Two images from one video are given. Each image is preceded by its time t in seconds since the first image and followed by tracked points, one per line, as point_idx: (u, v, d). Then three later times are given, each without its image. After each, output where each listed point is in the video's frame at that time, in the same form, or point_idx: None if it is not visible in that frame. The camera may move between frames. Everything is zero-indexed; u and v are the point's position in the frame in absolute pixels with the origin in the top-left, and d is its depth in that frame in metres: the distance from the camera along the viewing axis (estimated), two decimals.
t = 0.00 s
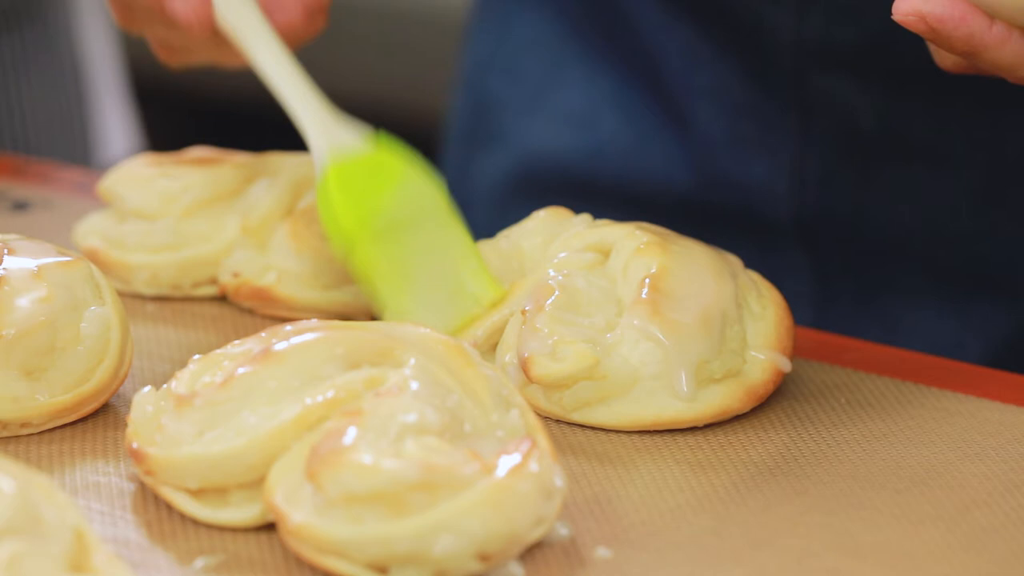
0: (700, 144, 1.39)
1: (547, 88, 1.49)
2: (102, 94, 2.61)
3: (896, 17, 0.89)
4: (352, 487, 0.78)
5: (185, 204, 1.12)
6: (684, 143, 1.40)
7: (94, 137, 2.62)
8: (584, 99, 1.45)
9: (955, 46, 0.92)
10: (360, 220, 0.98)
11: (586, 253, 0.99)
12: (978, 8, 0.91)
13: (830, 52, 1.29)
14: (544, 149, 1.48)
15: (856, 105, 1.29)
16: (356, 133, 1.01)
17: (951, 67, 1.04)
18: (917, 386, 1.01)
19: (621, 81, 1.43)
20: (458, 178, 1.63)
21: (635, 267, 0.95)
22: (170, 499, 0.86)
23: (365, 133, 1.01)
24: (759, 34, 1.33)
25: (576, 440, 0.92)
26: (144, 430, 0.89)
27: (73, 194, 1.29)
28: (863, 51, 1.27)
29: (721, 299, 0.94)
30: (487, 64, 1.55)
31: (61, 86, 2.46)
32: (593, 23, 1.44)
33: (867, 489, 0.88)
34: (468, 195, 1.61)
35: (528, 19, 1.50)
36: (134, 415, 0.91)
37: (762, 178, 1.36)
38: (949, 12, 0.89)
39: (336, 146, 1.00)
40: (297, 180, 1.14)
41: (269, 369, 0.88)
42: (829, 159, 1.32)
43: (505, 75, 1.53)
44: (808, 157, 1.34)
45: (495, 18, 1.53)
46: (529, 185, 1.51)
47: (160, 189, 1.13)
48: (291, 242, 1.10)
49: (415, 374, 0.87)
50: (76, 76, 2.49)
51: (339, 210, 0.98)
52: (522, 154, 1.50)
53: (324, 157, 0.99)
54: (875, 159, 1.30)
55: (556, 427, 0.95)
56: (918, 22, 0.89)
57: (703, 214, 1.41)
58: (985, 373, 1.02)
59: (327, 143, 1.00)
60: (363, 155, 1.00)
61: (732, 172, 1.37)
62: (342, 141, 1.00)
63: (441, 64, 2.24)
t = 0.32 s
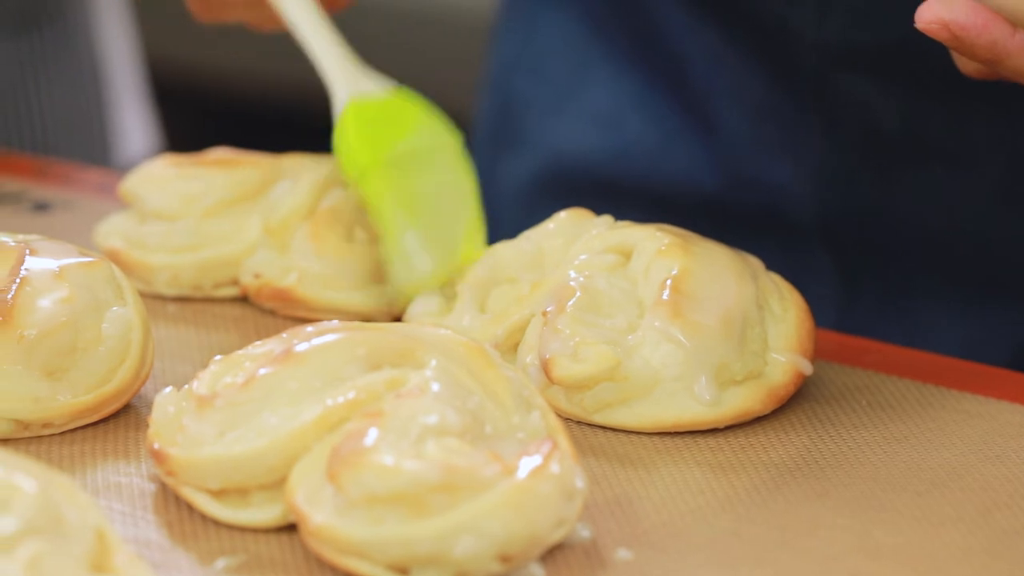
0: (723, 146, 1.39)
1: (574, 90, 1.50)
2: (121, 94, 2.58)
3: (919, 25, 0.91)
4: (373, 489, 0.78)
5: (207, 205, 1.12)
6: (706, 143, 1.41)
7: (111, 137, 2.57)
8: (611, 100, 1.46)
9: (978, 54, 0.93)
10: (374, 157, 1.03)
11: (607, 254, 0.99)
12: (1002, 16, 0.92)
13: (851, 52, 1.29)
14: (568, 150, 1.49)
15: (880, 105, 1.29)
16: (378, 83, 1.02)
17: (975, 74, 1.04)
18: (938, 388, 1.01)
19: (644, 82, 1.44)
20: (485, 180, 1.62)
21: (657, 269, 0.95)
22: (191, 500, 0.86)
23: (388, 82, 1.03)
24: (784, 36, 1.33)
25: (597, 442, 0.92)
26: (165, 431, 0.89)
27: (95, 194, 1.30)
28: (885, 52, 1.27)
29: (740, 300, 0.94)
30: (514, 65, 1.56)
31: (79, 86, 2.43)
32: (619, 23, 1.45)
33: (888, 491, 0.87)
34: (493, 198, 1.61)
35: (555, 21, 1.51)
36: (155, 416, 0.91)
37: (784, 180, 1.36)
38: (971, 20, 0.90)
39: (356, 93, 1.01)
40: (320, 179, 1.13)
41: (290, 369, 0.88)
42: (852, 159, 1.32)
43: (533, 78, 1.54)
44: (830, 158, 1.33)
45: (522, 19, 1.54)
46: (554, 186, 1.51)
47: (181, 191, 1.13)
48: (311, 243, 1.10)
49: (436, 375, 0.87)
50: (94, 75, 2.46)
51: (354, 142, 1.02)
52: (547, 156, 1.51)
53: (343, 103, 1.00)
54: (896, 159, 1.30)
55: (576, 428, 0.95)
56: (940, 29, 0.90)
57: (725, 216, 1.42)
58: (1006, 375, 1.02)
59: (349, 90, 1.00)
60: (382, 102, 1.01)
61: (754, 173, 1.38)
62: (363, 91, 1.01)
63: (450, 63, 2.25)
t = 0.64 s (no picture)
0: (751, 146, 1.40)
1: (604, 92, 1.50)
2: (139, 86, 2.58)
3: (940, 29, 0.94)
4: (397, 492, 0.78)
5: (231, 209, 1.12)
6: (737, 144, 1.41)
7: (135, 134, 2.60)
8: (641, 101, 1.47)
9: (1000, 59, 0.94)
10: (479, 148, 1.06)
11: (631, 258, 0.99)
12: None
13: (872, 52, 1.31)
14: (601, 153, 1.50)
15: (905, 105, 1.31)
16: (485, 71, 1.08)
17: (996, 77, 1.06)
18: (960, 391, 1.01)
19: (675, 82, 1.44)
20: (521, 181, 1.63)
21: (681, 273, 0.95)
22: (214, 503, 0.86)
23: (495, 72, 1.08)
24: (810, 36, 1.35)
25: (620, 445, 0.92)
26: (189, 433, 0.89)
27: (117, 196, 1.30)
28: (908, 53, 1.29)
29: (763, 304, 0.94)
30: (545, 67, 1.55)
31: (97, 82, 2.55)
32: (648, 25, 1.45)
33: (911, 495, 0.87)
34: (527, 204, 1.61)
35: (586, 21, 1.50)
36: (179, 418, 0.91)
37: (812, 180, 1.37)
38: (991, 24, 0.93)
39: (466, 84, 1.06)
40: (342, 183, 1.12)
41: (314, 373, 0.88)
42: (880, 158, 1.33)
43: (568, 81, 1.54)
44: (857, 160, 1.34)
45: (555, 21, 1.54)
46: (585, 190, 1.51)
47: (204, 193, 1.13)
48: (334, 247, 1.10)
49: (460, 379, 0.87)
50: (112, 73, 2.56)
51: (464, 142, 1.06)
52: (581, 161, 1.51)
53: (453, 92, 1.06)
54: (919, 160, 1.31)
55: (598, 432, 0.95)
56: (961, 34, 0.94)
57: (753, 219, 1.42)
58: None
59: (459, 77, 1.06)
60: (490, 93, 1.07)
61: (784, 173, 1.38)
62: (473, 79, 1.07)
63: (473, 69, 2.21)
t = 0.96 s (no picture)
0: (786, 150, 1.41)
1: (642, 94, 1.53)
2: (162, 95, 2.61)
3: (964, 28, 0.95)
4: (420, 495, 0.78)
5: (256, 212, 1.12)
6: (771, 147, 1.42)
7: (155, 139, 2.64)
8: (678, 104, 1.48)
9: None
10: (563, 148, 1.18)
11: (655, 262, 0.99)
12: None
13: (906, 55, 1.32)
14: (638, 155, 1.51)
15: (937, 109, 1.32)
16: (561, 74, 1.21)
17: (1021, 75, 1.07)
18: (984, 396, 1.01)
19: (710, 85, 1.46)
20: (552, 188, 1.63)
21: (705, 278, 0.95)
22: (238, 506, 0.86)
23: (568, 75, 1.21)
24: (845, 38, 1.37)
25: (644, 450, 0.92)
26: (213, 437, 0.90)
27: (141, 200, 1.30)
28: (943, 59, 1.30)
29: (787, 309, 0.94)
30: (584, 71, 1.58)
31: (120, 88, 2.58)
32: (684, 26, 1.47)
33: (936, 500, 0.87)
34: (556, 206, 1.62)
35: (624, 23, 1.53)
36: (204, 422, 0.91)
37: (846, 185, 1.38)
38: (1017, 26, 0.93)
39: (542, 87, 1.19)
40: (367, 187, 1.12)
41: (338, 376, 0.88)
42: (913, 162, 1.34)
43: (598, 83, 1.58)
44: (891, 165, 1.36)
45: (593, 25, 1.57)
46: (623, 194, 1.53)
47: (230, 198, 1.13)
48: (360, 252, 1.10)
49: (484, 384, 0.88)
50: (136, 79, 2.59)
51: (546, 138, 1.18)
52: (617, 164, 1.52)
53: (532, 100, 1.19)
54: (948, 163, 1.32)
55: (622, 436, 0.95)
56: (985, 34, 0.94)
57: (786, 221, 1.42)
58: None
59: (537, 83, 1.19)
60: (563, 95, 1.19)
61: (819, 180, 1.40)
62: (549, 83, 1.20)
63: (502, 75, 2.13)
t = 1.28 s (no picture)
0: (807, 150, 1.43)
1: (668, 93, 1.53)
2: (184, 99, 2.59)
3: (973, 33, 0.97)
4: (443, 499, 0.78)
5: (278, 217, 1.13)
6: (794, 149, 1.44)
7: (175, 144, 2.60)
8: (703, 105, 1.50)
9: None
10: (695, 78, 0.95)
11: (675, 268, 1.00)
12: None
13: (930, 55, 1.35)
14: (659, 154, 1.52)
15: (959, 110, 1.34)
16: (678, 20, 0.98)
17: None
18: (1003, 402, 1.01)
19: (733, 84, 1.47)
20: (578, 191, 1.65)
21: (727, 283, 0.96)
22: (262, 510, 0.86)
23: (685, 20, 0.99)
24: (869, 40, 1.38)
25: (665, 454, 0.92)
26: (236, 441, 0.90)
27: (164, 205, 1.31)
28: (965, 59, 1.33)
29: (808, 315, 0.95)
30: (612, 74, 1.59)
31: (139, 87, 2.52)
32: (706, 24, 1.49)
33: (957, 506, 0.87)
34: (580, 206, 1.64)
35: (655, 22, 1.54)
36: (227, 426, 0.92)
37: (866, 184, 1.39)
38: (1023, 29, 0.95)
39: (657, 28, 0.97)
40: (390, 191, 1.13)
41: (361, 381, 0.88)
42: (931, 163, 1.36)
43: (623, 83, 1.58)
44: (912, 163, 1.37)
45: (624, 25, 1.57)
46: (646, 195, 1.54)
47: (253, 202, 1.14)
48: (382, 257, 1.10)
49: (506, 388, 0.88)
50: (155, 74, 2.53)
51: (662, 72, 0.95)
52: (642, 164, 1.54)
53: (647, 40, 0.96)
54: (972, 163, 1.34)
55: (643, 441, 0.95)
56: (993, 39, 0.96)
57: (805, 224, 1.42)
58: None
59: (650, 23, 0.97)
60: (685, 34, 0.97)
61: (841, 180, 1.40)
62: (662, 26, 0.97)
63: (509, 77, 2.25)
